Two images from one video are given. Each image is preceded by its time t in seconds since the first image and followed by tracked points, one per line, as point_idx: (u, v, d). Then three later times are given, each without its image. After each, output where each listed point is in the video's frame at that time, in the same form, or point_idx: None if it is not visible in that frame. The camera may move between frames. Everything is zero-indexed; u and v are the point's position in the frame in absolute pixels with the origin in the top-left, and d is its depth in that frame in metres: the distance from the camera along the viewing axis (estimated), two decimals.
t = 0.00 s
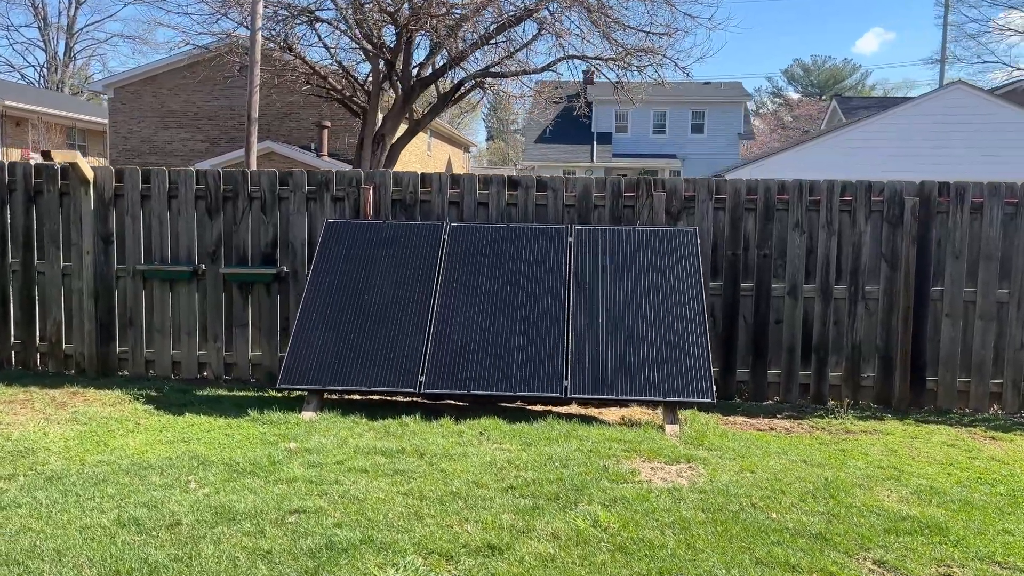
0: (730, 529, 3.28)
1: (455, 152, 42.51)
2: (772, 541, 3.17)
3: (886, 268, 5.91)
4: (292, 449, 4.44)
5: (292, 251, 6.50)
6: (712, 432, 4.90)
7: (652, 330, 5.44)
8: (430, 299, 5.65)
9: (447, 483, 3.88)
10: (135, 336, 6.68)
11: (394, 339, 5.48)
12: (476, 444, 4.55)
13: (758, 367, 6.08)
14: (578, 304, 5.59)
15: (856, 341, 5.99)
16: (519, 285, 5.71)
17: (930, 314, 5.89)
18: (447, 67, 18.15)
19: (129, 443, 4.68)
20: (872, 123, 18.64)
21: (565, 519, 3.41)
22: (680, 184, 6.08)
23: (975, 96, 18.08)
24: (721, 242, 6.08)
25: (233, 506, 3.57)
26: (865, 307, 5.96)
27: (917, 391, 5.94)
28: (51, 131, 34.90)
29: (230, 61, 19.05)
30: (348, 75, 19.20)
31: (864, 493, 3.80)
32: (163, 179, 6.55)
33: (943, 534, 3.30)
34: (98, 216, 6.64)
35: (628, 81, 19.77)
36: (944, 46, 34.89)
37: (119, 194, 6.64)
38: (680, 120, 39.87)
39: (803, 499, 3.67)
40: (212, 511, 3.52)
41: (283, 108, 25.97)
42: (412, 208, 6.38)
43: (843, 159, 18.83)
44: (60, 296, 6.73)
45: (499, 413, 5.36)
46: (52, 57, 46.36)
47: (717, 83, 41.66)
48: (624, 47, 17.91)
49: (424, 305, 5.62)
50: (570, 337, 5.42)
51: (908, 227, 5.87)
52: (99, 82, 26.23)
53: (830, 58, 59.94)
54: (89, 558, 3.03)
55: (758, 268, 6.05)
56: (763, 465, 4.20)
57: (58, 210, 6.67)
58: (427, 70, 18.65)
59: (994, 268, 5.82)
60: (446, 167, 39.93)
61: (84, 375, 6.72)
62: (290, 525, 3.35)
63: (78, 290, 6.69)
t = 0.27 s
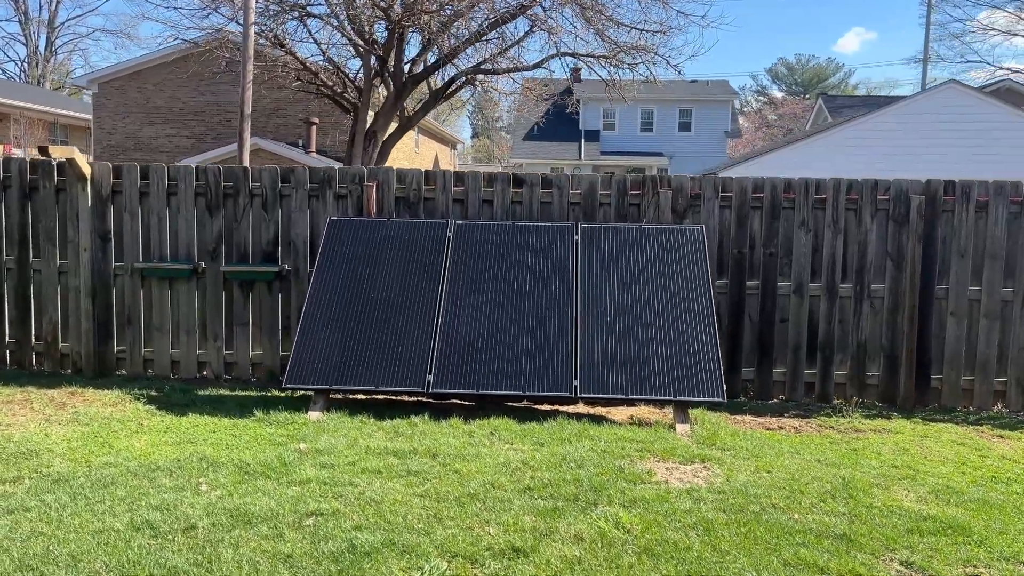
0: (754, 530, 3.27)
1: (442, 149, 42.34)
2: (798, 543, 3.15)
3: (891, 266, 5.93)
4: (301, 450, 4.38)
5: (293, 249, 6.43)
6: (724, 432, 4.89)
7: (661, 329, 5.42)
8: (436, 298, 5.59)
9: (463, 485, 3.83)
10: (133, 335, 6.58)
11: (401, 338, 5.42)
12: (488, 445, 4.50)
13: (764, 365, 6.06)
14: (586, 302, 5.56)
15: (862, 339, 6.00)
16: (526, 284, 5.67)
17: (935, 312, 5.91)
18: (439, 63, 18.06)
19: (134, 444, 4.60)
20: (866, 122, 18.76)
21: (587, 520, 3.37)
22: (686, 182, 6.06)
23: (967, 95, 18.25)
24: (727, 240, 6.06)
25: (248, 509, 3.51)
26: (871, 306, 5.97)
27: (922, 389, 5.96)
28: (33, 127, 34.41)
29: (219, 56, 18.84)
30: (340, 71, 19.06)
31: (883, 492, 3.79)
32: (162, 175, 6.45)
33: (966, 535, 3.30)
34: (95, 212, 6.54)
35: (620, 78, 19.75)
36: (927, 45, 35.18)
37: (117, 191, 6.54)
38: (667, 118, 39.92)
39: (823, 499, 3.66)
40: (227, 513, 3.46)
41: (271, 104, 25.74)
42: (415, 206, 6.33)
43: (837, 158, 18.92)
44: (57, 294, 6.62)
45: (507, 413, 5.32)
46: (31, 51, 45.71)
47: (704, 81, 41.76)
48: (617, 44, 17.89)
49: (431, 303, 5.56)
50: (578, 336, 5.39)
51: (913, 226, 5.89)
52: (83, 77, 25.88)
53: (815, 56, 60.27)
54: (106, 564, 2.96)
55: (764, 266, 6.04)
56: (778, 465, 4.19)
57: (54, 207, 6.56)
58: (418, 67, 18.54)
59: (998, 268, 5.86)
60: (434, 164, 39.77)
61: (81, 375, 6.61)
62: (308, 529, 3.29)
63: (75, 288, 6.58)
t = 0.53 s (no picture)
0: (772, 532, 3.24)
1: (428, 147, 42.17)
2: (817, 544, 3.13)
3: (893, 266, 5.93)
4: (306, 451, 4.31)
5: (292, 246, 6.34)
6: (731, 431, 4.87)
7: (666, 328, 5.39)
8: (439, 297, 5.53)
9: (474, 487, 3.78)
10: (128, 333, 6.48)
11: (403, 337, 5.36)
12: (495, 445, 4.45)
13: (766, 364, 6.05)
14: (590, 301, 5.52)
15: (863, 338, 6.00)
16: (528, 283, 5.62)
17: (936, 311, 5.92)
18: (430, 60, 17.97)
19: (133, 446, 4.51)
20: (856, 122, 18.84)
21: (602, 522, 3.33)
22: (689, 180, 6.03)
23: (955, 94, 18.42)
24: (730, 239, 6.04)
25: (257, 512, 3.44)
26: (872, 305, 5.97)
27: (923, 388, 5.98)
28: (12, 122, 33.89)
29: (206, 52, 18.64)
30: (329, 68, 18.92)
31: (896, 492, 3.78)
32: (157, 171, 6.34)
33: (982, 535, 3.29)
34: (88, 209, 6.42)
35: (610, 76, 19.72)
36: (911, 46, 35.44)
37: (111, 187, 6.43)
38: (654, 117, 39.96)
39: (838, 499, 3.64)
40: (235, 517, 3.39)
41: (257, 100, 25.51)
42: (415, 203, 6.26)
43: (829, 156, 18.97)
44: (49, 292, 6.50)
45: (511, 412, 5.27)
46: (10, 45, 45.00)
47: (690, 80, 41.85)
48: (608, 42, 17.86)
49: (433, 302, 5.51)
50: (582, 336, 5.35)
51: (915, 225, 5.90)
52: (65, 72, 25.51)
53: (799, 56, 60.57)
54: (115, 570, 2.89)
55: (766, 265, 6.02)
56: (788, 465, 4.16)
57: (46, 203, 6.44)
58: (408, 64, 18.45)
59: (999, 267, 5.88)
60: (420, 161, 39.59)
61: (74, 374, 6.49)
62: (320, 532, 3.23)
63: (68, 286, 6.46)
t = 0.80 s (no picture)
0: (792, 537, 3.20)
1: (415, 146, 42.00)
2: (839, 550, 3.09)
3: (896, 266, 5.92)
4: (311, 455, 4.23)
5: (290, 246, 6.25)
6: (739, 434, 4.83)
7: (671, 329, 5.34)
8: (442, 298, 5.46)
9: (485, 492, 3.71)
10: (122, 334, 6.35)
11: (406, 339, 5.28)
12: (503, 448, 4.39)
13: (769, 365, 6.02)
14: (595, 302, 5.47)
15: (866, 339, 5.99)
16: (532, 284, 5.56)
17: (939, 312, 5.92)
18: (421, 59, 17.87)
19: (133, 450, 4.41)
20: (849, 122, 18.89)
21: (620, 528, 3.28)
22: (693, 180, 5.99)
23: (945, 95, 18.59)
24: (733, 239, 6.01)
25: (266, 518, 3.36)
26: (876, 306, 5.96)
27: (925, 389, 5.97)
28: None
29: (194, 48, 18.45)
30: (319, 66, 18.77)
31: (911, 496, 3.75)
32: (152, 169, 6.23)
33: (1001, 539, 3.26)
34: (81, 207, 6.30)
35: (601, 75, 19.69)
36: (897, 47, 35.72)
37: (105, 185, 6.31)
38: (642, 116, 40.00)
39: (854, 503, 3.61)
40: (243, 523, 3.31)
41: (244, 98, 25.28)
42: (416, 202, 6.18)
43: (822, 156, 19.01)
44: (41, 292, 6.36)
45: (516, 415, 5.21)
46: None
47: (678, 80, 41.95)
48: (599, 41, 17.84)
49: (436, 303, 5.43)
50: (587, 337, 5.29)
51: (918, 226, 5.89)
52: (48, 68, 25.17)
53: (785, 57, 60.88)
54: None
55: (770, 265, 5.99)
56: (800, 468, 4.13)
57: (37, 201, 6.31)
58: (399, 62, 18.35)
59: (1002, 268, 5.88)
60: (407, 160, 39.42)
61: (67, 376, 6.36)
62: (332, 539, 3.15)
63: (60, 286, 6.33)
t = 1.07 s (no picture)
0: (811, 544, 3.17)
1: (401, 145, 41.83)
2: (859, 557, 3.07)
3: (897, 268, 5.93)
4: (315, 461, 4.15)
5: (288, 248, 6.16)
6: (746, 438, 4.81)
7: (676, 332, 5.31)
8: (444, 300, 5.40)
9: (496, 499, 3.65)
10: (115, 337, 6.23)
11: (408, 342, 5.21)
12: (510, 454, 4.34)
13: (771, 367, 6.00)
14: (599, 305, 5.42)
15: (868, 341, 5.98)
16: (535, 287, 5.51)
17: (940, 315, 5.93)
18: (410, 58, 17.78)
19: (131, 457, 4.31)
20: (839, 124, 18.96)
21: (637, 536, 3.24)
22: (695, 182, 5.96)
23: (933, 97, 18.76)
24: (735, 241, 5.98)
25: (275, 528, 3.29)
26: (877, 308, 5.96)
27: (926, 391, 5.98)
28: None
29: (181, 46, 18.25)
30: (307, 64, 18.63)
31: (924, 501, 3.74)
32: (146, 169, 6.12)
33: (1019, 544, 3.26)
34: (73, 208, 6.18)
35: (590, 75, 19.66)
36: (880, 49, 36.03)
37: (98, 186, 6.19)
38: (628, 116, 40.05)
39: (870, 509, 3.58)
40: (252, 534, 3.24)
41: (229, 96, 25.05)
42: (415, 203, 6.11)
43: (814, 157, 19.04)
44: (32, 295, 6.23)
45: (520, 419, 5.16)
46: None
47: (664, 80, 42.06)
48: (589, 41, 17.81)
49: (439, 306, 5.37)
50: (591, 341, 5.25)
51: (920, 228, 5.90)
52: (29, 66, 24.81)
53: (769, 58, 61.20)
54: None
55: (772, 268, 5.97)
56: (810, 473, 4.10)
57: (28, 201, 6.18)
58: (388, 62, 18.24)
59: (1002, 270, 5.90)
60: (393, 159, 39.25)
61: (58, 380, 6.23)
62: (345, 550, 3.09)
63: (52, 288, 6.20)
